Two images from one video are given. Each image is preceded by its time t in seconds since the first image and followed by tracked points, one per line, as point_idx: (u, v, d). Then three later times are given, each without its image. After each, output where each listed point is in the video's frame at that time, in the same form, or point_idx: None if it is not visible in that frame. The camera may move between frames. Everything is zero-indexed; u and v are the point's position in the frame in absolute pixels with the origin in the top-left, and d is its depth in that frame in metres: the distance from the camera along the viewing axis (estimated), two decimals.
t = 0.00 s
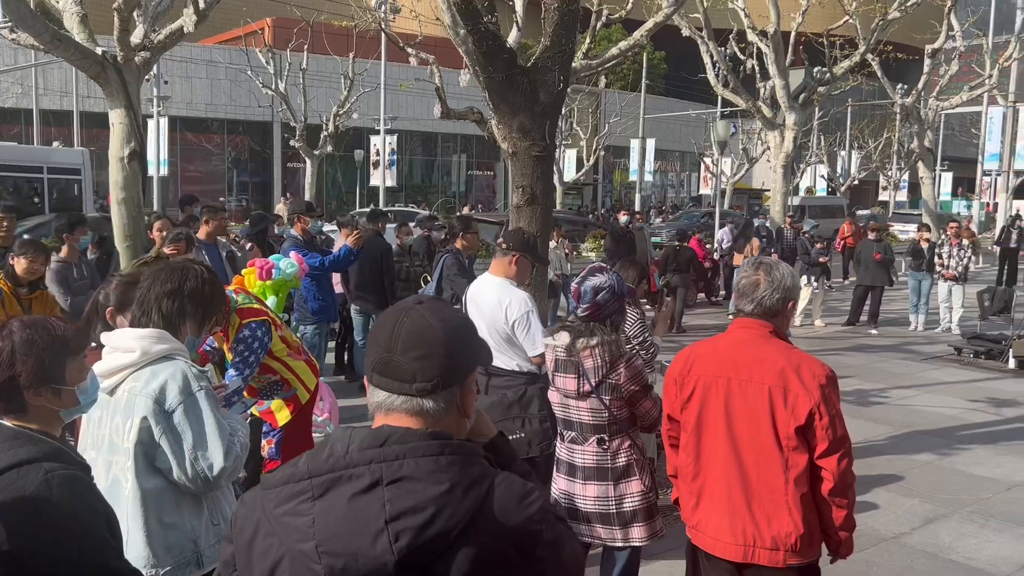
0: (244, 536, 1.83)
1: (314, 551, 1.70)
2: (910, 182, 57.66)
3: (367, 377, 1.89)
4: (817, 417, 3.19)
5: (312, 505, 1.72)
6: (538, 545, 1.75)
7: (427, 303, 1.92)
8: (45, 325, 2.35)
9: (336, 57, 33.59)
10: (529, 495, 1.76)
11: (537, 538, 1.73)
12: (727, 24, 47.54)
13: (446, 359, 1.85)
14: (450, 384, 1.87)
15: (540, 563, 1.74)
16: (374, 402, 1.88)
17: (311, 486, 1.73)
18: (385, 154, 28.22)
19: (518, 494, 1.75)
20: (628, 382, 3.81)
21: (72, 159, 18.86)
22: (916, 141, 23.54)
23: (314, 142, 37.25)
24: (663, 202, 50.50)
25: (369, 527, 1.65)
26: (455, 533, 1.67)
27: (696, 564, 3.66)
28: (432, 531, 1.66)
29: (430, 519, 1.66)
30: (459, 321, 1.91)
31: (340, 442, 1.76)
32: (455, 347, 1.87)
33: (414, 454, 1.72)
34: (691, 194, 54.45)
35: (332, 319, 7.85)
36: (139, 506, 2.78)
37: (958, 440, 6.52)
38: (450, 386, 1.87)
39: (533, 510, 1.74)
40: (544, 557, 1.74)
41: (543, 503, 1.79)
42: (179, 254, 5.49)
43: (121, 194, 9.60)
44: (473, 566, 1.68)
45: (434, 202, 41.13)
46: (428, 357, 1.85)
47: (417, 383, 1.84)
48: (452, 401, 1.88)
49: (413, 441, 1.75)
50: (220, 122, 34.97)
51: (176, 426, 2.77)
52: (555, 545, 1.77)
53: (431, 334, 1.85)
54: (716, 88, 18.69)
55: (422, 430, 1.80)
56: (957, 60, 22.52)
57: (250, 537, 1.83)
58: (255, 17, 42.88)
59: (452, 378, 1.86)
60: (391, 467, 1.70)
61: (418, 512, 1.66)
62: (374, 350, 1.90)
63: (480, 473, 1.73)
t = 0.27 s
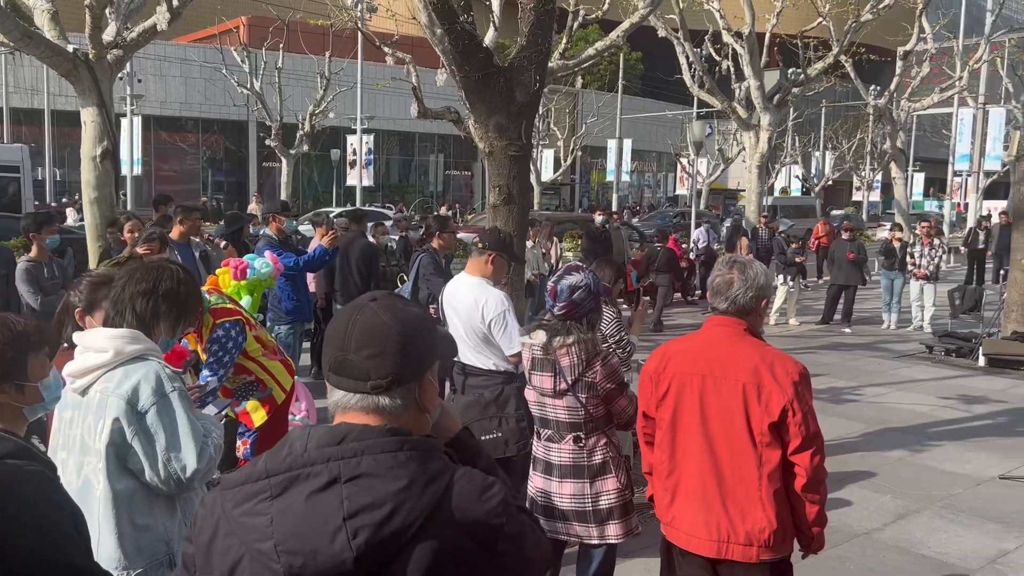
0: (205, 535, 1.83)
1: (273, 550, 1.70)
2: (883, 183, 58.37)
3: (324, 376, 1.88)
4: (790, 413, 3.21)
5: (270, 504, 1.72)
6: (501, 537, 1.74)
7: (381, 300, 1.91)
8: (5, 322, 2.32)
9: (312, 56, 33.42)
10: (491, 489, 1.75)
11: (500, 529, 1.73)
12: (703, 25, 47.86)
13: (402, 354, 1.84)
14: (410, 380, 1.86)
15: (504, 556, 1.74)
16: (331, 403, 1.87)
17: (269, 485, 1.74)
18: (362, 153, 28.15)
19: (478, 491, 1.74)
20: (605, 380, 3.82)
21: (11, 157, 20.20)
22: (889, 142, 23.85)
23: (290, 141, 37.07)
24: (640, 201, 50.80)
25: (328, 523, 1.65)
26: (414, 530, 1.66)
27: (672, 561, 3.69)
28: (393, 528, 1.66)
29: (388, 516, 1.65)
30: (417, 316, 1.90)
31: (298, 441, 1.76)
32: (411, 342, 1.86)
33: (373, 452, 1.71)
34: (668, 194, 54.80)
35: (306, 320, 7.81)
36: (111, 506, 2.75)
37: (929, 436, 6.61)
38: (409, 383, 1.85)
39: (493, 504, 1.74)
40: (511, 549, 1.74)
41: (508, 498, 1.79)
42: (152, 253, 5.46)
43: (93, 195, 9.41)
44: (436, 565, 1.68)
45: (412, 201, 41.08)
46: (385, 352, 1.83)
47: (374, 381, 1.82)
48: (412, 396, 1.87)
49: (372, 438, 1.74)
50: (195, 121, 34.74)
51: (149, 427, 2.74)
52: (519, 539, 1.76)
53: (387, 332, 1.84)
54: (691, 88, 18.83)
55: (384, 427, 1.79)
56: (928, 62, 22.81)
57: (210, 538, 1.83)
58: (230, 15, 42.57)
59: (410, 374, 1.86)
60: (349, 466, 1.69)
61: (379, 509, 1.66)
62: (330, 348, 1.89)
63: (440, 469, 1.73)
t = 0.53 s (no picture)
0: (159, 539, 1.83)
1: (225, 550, 1.70)
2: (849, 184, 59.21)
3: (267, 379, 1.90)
4: (757, 410, 3.25)
5: (221, 505, 1.73)
6: (461, 532, 1.74)
7: (320, 298, 1.94)
8: None
9: (280, 55, 33.11)
10: (445, 483, 1.75)
11: (457, 522, 1.73)
12: (672, 27, 48.24)
13: (346, 352, 1.87)
14: (352, 376, 1.89)
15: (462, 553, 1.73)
16: (278, 405, 1.89)
17: (219, 486, 1.74)
18: (332, 153, 27.93)
19: (433, 485, 1.75)
20: (574, 379, 3.83)
21: None
22: (855, 143, 24.18)
23: (259, 141, 36.70)
24: (611, 202, 51.02)
25: (280, 520, 1.66)
26: (367, 524, 1.67)
27: (641, 559, 3.70)
28: (348, 524, 1.67)
29: (340, 511, 1.66)
30: (357, 313, 1.93)
31: (248, 440, 1.77)
32: (352, 341, 1.89)
33: (324, 448, 1.72)
34: (638, 195, 55.13)
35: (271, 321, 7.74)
36: (74, 511, 2.69)
37: (894, 433, 6.72)
38: (353, 380, 1.88)
39: (449, 499, 1.74)
40: (471, 546, 1.73)
41: (466, 492, 1.79)
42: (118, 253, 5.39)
43: (57, 195, 9.33)
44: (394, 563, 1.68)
45: (382, 202, 40.90)
46: (328, 349, 1.86)
47: (317, 380, 1.84)
48: (358, 393, 1.89)
49: (323, 435, 1.75)
50: (162, 121, 34.30)
51: (113, 430, 2.68)
52: (478, 533, 1.76)
53: (327, 332, 1.87)
54: (661, 89, 18.95)
55: (333, 423, 1.80)
56: (892, 64, 23.15)
57: (164, 544, 1.82)
58: (197, 13, 42.05)
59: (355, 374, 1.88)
60: (301, 462, 1.70)
61: (333, 505, 1.66)
62: (270, 352, 1.92)
63: (393, 462, 1.74)
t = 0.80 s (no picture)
0: (107, 540, 1.81)
1: (177, 549, 1.69)
2: (808, 186, 60.22)
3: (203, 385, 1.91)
4: (720, 407, 3.28)
5: (171, 504, 1.72)
6: (416, 528, 1.74)
7: (244, 300, 1.93)
8: None
9: (241, 56, 32.71)
10: (399, 478, 1.75)
11: (414, 517, 1.73)
12: (635, 30, 48.68)
13: (277, 353, 1.88)
14: (288, 375, 1.89)
15: (417, 550, 1.73)
16: (220, 410, 1.88)
17: (169, 485, 1.74)
18: (294, 154, 27.68)
19: (386, 481, 1.74)
20: (537, 378, 3.82)
21: None
22: (814, 145, 24.55)
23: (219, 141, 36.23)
24: (575, 204, 51.27)
25: (233, 517, 1.66)
26: (320, 519, 1.67)
27: (605, 557, 3.71)
28: (302, 519, 1.67)
29: (295, 506, 1.66)
30: (290, 314, 1.93)
31: (197, 440, 1.76)
32: (287, 342, 1.89)
33: (277, 444, 1.72)
34: (601, 197, 55.46)
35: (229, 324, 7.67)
36: (27, 517, 2.64)
37: (852, 430, 6.83)
38: (288, 378, 1.89)
39: (403, 493, 1.74)
40: (428, 542, 1.73)
41: (422, 488, 1.79)
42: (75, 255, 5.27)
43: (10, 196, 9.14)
44: (350, 559, 1.68)
45: (346, 203, 40.65)
46: (262, 350, 1.87)
47: (254, 381, 1.85)
48: (296, 390, 1.90)
49: (273, 431, 1.75)
50: (120, 121, 33.71)
51: (68, 433, 2.61)
52: (434, 530, 1.76)
53: (254, 334, 1.86)
54: (624, 92, 19.09)
55: (281, 421, 1.80)
56: (850, 68, 23.56)
57: (109, 543, 1.80)
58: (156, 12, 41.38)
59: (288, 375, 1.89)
60: (253, 459, 1.70)
61: (289, 500, 1.66)
62: (204, 358, 1.92)
63: (346, 459, 1.74)
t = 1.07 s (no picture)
0: (46, 540, 1.76)
1: (117, 549, 1.66)
2: (763, 189, 61.17)
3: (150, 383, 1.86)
4: (675, 406, 3.31)
5: (113, 502, 1.68)
6: (362, 528, 1.73)
7: (193, 298, 1.88)
8: None
9: (195, 57, 32.22)
10: (347, 479, 1.74)
11: (360, 516, 1.72)
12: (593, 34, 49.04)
13: (227, 352, 1.84)
14: (237, 374, 1.85)
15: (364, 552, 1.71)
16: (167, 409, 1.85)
17: (111, 484, 1.69)
18: (250, 156, 27.35)
19: (333, 481, 1.73)
20: (494, 379, 3.82)
21: None
22: (768, 148, 24.88)
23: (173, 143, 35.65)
24: (534, 206, 51.44)
25: (176, 516, 1.63)
26: (267, 517, 1.66)
27: (561, 557, 3.71)
28: (247, 518, 1.65)
29: (239, 506, 1.64)
30: (240, 313, 1.88)
31: (143, 438, 1.72)
32: (238, 341, 1.85)
33: (222, 444, 1.68)
34: (561, 199, 55.72)
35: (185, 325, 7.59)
36: None
37: (806, 427, 6.95)
38: (237, 377, 1.85)
39: (351, 494, 1.72)
40: (376, 544, 1.72)
41: (370, 487, 1.78)
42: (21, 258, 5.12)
43: None
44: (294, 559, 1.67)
45: (303, 206, 40.28)
46: (210, 349, 1.82)
47: (203, 381, 1.81)
48: (247, 389, 1.87)
49: (221, 431, 1.71)
50: (69, 122, 32.95)
51: (12, 439, 2.53)
52: (381, 530, 1.75)
53: (201, 333, 1.82)
54: (582, 95, 19.20)
55: (229, 420, 1.77)
56: (802, 72, 23.95)
57: (50, 542, 1.75)
58: (107, 11, 40.57)
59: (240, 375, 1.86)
60: (199, 458, 1.66)
61: (235, 499, 1.64)
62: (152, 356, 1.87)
63: (295, 459, 1.72)
